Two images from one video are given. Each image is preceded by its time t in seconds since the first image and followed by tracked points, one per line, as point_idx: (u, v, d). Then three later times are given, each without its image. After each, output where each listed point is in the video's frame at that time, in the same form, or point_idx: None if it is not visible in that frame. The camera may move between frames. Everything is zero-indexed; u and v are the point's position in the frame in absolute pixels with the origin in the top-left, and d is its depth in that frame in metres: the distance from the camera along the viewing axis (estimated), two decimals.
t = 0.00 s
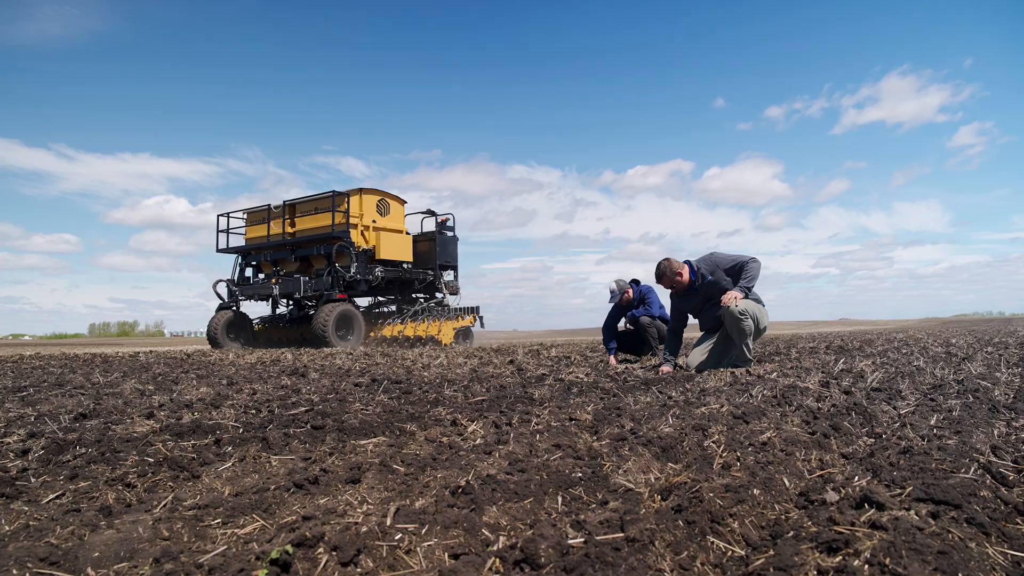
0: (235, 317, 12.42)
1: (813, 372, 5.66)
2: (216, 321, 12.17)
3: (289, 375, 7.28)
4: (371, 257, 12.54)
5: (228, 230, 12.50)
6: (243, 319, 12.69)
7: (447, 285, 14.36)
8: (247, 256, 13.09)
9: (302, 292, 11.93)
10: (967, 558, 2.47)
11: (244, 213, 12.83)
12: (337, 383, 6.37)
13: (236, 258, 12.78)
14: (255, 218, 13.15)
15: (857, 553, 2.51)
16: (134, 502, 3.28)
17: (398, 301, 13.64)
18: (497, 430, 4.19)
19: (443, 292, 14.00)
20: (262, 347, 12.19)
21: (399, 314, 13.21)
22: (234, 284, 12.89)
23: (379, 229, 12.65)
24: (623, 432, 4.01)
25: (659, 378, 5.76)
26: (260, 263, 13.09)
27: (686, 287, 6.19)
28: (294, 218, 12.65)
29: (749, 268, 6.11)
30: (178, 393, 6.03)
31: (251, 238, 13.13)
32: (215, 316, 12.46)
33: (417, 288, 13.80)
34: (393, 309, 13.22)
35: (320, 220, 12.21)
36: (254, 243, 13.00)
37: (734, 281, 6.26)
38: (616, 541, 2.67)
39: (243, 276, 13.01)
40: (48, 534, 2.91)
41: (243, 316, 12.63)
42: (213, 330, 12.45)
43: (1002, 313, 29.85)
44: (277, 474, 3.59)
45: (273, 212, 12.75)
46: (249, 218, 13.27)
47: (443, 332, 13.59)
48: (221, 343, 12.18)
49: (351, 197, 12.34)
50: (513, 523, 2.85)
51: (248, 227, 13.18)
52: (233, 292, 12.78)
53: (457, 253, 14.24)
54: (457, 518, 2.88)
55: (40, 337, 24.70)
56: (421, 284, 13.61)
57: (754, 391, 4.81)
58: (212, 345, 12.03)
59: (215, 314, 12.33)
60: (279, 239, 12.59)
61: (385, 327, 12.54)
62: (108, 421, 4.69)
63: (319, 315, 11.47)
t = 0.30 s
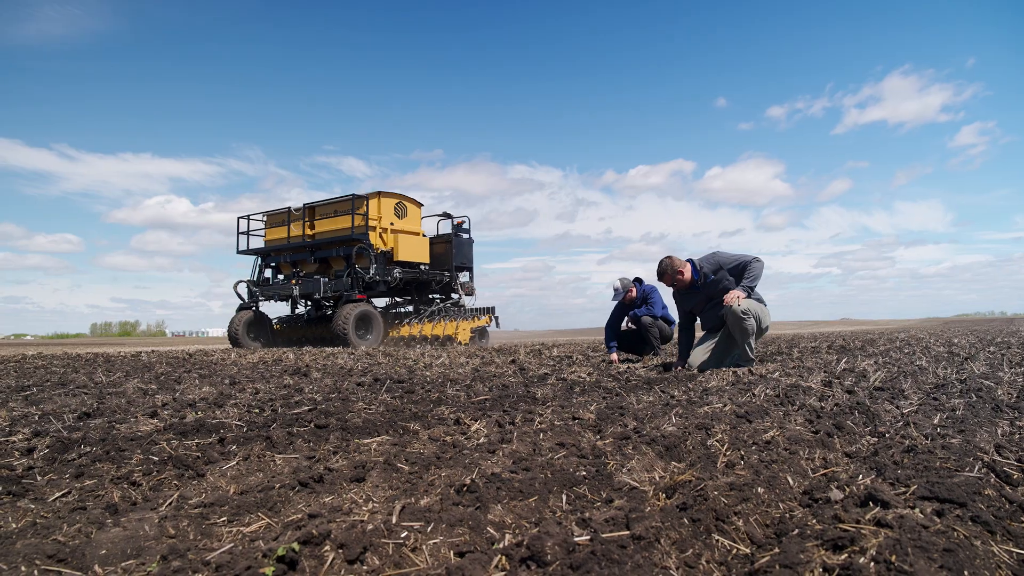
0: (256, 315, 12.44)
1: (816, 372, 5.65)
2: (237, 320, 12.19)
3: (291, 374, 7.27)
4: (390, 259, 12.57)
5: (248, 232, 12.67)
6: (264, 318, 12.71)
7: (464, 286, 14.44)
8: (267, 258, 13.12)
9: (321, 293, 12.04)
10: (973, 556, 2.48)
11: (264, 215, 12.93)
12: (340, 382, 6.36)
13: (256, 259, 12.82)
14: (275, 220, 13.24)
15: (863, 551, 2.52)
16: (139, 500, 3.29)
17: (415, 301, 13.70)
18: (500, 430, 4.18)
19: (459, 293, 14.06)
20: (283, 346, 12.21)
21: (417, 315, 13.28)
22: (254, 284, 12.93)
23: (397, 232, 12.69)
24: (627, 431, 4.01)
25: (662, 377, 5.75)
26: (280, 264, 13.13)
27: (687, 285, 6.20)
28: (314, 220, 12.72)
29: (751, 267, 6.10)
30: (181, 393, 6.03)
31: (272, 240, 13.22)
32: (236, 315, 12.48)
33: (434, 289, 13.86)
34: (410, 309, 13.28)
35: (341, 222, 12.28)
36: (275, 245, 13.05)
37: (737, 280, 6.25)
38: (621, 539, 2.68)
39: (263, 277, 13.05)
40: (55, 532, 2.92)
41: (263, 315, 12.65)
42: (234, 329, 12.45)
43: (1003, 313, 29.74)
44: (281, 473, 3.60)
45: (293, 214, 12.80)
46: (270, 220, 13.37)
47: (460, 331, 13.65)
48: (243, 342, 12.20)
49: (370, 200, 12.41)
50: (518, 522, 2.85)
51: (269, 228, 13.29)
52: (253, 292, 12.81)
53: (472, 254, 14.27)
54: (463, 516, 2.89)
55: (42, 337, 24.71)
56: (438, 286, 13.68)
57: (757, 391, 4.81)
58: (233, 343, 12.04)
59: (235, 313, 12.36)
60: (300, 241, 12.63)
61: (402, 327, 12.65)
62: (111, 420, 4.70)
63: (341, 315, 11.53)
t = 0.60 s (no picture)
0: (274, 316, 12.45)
1: (816, 372, 5.64)
2: (257, 321, 12.19)
3: (292, 374, 7.27)
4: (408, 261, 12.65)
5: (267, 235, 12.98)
6: (282, 318, 12.73)
7: (479, 287, 14.57)
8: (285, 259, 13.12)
9: (340, 294, 12.02)
10: (973, 558, 2.46)
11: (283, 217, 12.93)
12: (340, 382, 6.36)
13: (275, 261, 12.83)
14: (294, 222, 13.24)
15: (861, 552, 2.51)
16: (138, 501, 3.28)
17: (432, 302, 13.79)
18: (500, 430, 4.18)
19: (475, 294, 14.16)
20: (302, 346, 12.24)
21: (433, 315, 13.38)
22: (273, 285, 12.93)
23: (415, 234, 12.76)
24: (627, 431, 4.01)
25: (662, 378, 5.73)
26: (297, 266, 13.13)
27: (687, 285, 6.21)
28: (331, 223, 12.72)
29: (751, 267, 6.07)
30: (181, 393, 6.03)
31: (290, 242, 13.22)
32: (255, 316, 12.48)
33: (450, 291, 13.96)
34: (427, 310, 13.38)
35: (358, 225, 12.31)
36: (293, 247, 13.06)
37: (737, 280, 6.22)
38: (620, 540, 2.67)
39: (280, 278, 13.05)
40: (53, 533, 2.92)
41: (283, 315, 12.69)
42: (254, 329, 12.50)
43: (1004, 313, 29.68)
44: (280, 473, 3.59)
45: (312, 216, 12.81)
46: (289, 222, 13.37)
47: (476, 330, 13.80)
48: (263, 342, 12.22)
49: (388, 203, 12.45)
50: (516, 522, 2.85)
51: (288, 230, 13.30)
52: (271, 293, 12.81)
53: (487, 255, 14.34)
54: (461, 517, 2.88)
55: (43, 338, 24.73)
56: (454, 287, 13.77)
57: (757, 391, 4.80)
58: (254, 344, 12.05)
59: (256, 313, 12.40)
60: (318, 243, 12.64)
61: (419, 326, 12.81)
62: (111, 420, 4.70)
63: (358, 315, 11.60)
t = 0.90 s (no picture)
0: (294, 316, 12.53)
1: (816, 372, 5.62)
2: (276, 321, 12.28)
3: (292, 374, 7.25)
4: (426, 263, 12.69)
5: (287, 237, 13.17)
6: (301, 318, 12.81)
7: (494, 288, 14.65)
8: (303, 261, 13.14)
9: (360, 295, 12.04)
10: (971, 558, 2.45)
11: (301, 219, 12.91)
12: (340, 382, 6.33)
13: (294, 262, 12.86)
14: (312, 225, 13.24)
15: (859, 552, 2.49)
16: (134, 501, 3.27)
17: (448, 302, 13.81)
18: (499, 430, 4.17)
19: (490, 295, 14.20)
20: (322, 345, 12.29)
21: (450, 315, 13.41)
22: (292, 287, 12.98)
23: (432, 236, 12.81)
24: (626, 431, 4.00)
25: (662, 378, 5.70)
26: (316, 268, 13.15)
27: (688, 284, 6.20)
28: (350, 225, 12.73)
29: (751, 267, 6.03)
30: (181, 393, 6.02)
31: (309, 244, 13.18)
32: (274, 316, 12.56)
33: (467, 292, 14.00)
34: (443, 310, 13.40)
35: (376, 228, 12.32)
36: (312, 249, 13.07)
37: (737, 280, 6.20)
38: (617, 540, 2.66)
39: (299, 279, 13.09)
40: (48, 533, 2.91)
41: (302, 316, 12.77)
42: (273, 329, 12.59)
43: (1007, 313, 29.53)
44: (278, 473, 3.59)
45: (330, 219, 12.82)
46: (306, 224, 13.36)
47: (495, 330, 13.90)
48: (282, 341, 12.30)
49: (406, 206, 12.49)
50: (514, 522, 2.84)
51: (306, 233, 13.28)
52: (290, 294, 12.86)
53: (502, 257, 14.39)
54: (458, 517, 2.87)
55: (45, 338, 24.75)
56: (471, 288, 13.81)
57: (757, 391, 4.79)
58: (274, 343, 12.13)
59: (276, 314, 12.50)
60: (337, 245, 12.65)
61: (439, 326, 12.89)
62: (110, 420, 4.69)
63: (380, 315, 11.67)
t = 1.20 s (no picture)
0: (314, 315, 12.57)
1: (816, 372, 5.61)
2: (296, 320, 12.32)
3: (293, 374, 7.24)
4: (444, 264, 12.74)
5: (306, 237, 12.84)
6: (320, 318, 12.85)
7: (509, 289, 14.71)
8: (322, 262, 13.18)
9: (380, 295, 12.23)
10: (972, 557, 2.45)
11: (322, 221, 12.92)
12: (342, 382, 6.31)
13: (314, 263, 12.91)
14: (331, 226, 13.25)
15: (860, 551, 2.50)
16: (136, 500, 3.28)
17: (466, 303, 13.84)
18: (500, 429, 4.18)
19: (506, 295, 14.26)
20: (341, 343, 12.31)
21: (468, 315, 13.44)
22: (311, 286, 13.04)
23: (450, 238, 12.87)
24: (627, 430, 4.00)
25: (664, 378, 5.69)
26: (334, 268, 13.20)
27: (689, 283, 6.20)
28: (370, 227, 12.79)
29: (750, 267, 6.07)
30: (182, 392, 6.03)
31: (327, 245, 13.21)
32: (294, 315, 12.61)
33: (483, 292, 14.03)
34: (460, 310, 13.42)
35: (396, 230, 12.38)
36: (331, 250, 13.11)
37: (738, 280, 6.21)
38: (618, 539, 2.66)
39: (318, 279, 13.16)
40: (51, 532, 2.92)
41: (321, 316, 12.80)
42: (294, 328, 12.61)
43: (1009, 313, 29.44)
44: (279, 472, 3.59)
45: (350, 221, 12.85)
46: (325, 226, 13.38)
47: (512, 330, 13.92)
48: (301, 340, 12.34)
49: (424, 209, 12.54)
50: (515, 521, 2.84)
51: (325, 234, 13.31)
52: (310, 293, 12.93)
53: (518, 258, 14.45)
54: (459, 516, 2.88)
55: (47, 338, 24.75)
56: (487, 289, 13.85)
57: (757, 391, 4.79)
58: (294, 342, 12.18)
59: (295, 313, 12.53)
60: (356, 246, 12.71)
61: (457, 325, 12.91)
62: (111, 420, 4.70)
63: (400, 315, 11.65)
